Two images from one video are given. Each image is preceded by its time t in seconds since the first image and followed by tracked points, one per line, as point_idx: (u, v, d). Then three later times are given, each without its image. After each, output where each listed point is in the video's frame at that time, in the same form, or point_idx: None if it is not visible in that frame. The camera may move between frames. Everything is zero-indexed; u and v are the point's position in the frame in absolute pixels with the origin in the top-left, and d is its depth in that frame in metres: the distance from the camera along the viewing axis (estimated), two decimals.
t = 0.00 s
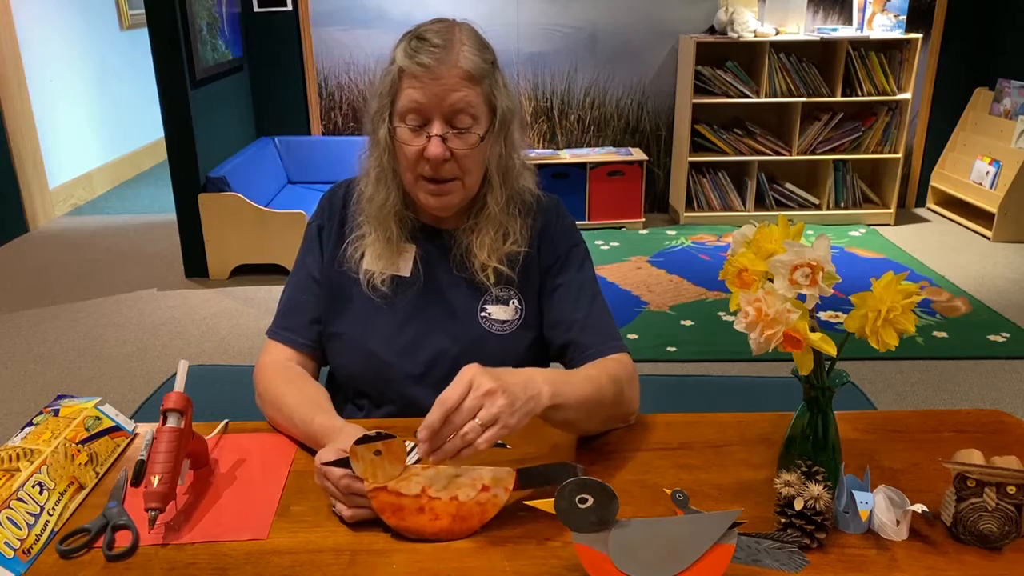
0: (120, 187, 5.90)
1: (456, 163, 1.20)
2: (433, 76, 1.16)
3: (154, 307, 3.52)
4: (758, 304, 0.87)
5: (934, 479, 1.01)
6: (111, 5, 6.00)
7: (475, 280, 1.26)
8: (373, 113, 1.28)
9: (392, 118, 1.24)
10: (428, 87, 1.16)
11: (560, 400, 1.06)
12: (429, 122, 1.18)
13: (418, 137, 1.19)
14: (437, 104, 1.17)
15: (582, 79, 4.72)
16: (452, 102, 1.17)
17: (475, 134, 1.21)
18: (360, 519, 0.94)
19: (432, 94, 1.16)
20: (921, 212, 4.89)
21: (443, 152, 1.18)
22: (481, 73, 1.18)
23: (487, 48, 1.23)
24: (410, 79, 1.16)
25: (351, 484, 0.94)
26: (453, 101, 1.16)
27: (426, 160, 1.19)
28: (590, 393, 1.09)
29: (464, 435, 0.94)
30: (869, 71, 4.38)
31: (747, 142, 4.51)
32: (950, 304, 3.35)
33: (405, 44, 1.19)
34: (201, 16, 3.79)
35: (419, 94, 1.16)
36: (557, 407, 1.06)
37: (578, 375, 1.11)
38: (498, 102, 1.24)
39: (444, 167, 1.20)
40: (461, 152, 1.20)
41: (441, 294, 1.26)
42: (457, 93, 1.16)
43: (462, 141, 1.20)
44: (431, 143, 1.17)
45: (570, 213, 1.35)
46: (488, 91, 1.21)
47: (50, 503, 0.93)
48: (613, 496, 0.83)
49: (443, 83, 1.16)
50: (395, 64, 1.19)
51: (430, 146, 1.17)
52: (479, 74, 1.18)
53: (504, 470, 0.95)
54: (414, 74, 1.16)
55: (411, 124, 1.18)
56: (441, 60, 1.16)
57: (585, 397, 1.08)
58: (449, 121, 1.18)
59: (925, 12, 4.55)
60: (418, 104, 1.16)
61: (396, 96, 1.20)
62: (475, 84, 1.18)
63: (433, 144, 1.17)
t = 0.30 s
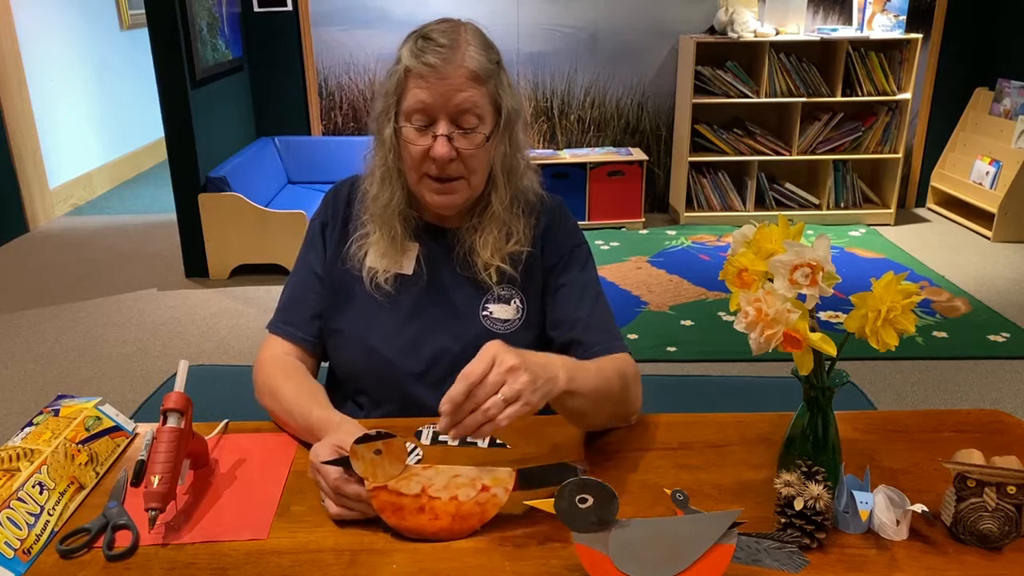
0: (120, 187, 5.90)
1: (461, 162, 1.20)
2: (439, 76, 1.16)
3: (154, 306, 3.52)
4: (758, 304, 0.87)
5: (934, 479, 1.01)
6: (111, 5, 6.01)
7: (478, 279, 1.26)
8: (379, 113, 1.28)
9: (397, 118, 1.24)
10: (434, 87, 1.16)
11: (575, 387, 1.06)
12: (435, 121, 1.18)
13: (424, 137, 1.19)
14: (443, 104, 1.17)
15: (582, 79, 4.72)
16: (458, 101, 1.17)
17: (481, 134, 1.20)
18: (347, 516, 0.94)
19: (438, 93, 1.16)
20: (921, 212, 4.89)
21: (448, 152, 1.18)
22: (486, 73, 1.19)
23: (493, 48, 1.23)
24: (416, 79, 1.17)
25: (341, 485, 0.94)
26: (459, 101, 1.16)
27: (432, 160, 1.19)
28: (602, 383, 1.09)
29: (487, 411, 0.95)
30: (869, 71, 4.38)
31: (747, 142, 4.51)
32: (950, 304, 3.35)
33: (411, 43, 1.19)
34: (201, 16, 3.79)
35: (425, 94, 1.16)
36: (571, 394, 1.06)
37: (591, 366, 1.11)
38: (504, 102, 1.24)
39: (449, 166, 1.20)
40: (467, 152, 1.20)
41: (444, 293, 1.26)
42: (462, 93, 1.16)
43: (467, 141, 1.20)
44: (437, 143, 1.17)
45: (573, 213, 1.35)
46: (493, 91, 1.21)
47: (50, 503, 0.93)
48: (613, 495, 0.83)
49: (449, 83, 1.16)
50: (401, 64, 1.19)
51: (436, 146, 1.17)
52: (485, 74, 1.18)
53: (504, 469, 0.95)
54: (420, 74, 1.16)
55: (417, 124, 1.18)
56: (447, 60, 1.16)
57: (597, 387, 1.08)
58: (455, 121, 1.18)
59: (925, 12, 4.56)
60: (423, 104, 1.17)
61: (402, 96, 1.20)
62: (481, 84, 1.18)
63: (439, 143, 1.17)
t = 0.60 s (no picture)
0: (120, 187, 5.90)
1: (465, 162, 1.20)
2: (442, 76, 1.16)
3: (154, 306, 3.52)
4: (758, 304, 0.87)
5: (934, 479, 1.01)
6: (111, 5, 6.01)
7: (480, 278, 1.27)
8: (380, 114, 1.29)
9: (399, 119, 1.24)
10: (438, 88, 1.16)
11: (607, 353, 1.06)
12: (439, 122, 1.18)
13: (427, 137, 1.19)
14: (446, 104, 1.17)
15: (582, 79, 4.72)
16: (461, 102, 1.17)
17: (484, 133, 1.20)
18: (313, 501, 0.97)
19: (441, 94, 1.16)
20: (921, 212, 4.89)
21: (452, 152, 1.17)
22: (488, 73, 1.19)
23: (493, 49, 1.24)
24: (419, 79, 1.17)
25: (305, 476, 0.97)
26: (462, 101, 1.16)
27: (436, 160, 1.18)
28: (628, 359, 1.10)
29: (548, 338, 0.93)
30: (869, 71, 4.38)
31: (747, 142, 4.51)
32: (950, 304, 3.35)
33: (413, 45, 1.19)
34: (201, 16, 3.78)
35: (428, 95, 1.16)
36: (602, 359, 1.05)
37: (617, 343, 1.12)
38: (506, 102, 1.24)
39: (452, 167, 1.20)
40: (471, 152, 1.20)
41: (445, 292, 1.26)
42: (465, 93, 1.16)
43: (471, 140, 1.19)
44: (440, 143, 1.17)
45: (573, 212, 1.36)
46: (495, 91, 1.22)
47: (50, 503, 0.93)
48: (613, 496, 0.83)
49: (452, 84, 1.16)
50: (403, 65, 1.19)
51: (440, 146, 1.17)
52: (487, 74, 1.19)
53: (504, 469, 0.95)
54: (423, 74, 1.16)
55: (420, 125, 1.18)
56: (450, 61, 1.16)
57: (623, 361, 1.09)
58: (458, 122, 1.18)
59: (925, 12, 4.56)
60: (427, 105, 1.16)
61: (404, 97, 1.20)
62: (483, 84, 1.18)
63: (443, 143, 1.17)
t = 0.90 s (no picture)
0: (119, 187, 5.90)
1: (455, 160, 1.20)
2: (428, 76, 1.16)
3: (154, 306, 3.52)
4: (758, 304, 0.87)
5: (934, 479, 1.01)
6: (111, 5, 6.01)
7: (475, 275, 1.26)
8: (370, 115, 1.30)
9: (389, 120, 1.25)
10: (424, 88, 1.16)
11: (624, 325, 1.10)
12: (428, 122, 1.18)
13: (417, 138, 1.19)
14: (434, 104, 1.17)
15: (582, 79, 4.72)
16: (448, 100, 1.17)
17: (473, 131, 1.21)
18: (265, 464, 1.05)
19: (428, 94, 1.16)
20: (921, 212, 4.89)
21: (442, 151, 1.18)
22: (474, 70, 1.19)
23: (478, 47, 1.24)
24: (405, 81, 1.17)
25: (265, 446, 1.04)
26: (449, 101, 1.17)
27: (427, 160, 1.19)
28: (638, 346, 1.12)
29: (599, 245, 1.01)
30: (869, 71, 4.38)
31: (747, 142, 4.51)
32: (950, 304, 3.35)
33: (397, 46, 1.20)
34: (201, 16, 3.79)
35: (415, 96, 1.16)
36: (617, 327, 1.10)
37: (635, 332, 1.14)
38: (493, 98, 1.25)
39: (443, 165, 1.20)
40: (461, 151, 1.20)
41: (441, 291, 1.26)
42: (452, 91, 1.17)
43: (460, 139, 1.20)
44: (430, 142, 1.17)
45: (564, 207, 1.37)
46: (482, 88, 1.22)
47: (50, 503, 0.94)
48: (613, 496, 0.83)
49: (438, 84, 1.16)
50: (389, 67, 1.20)
51: (430, 146, 1.17)
52: (473, 71, 1.19)
53: (504, 469, 0.95)
54: (409, 75, 1.16)
55: (409, 126, 1.18)
56: (435, 60, 1.16)
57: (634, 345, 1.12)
58: (446, 121, 1.19)
59: (925, 12, 4.56)
60: (415, 106, 1.17)
61: (392, 99, 1.21)
62: (469, 82, 1.19)
63: (433, 143, 1.17)
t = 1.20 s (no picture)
0: (119, 187, 5.90)
1: (439, 155, 1.20)
2: (401, 73, 1.16)
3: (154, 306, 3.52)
4: (758, 304, 0.87)
5: (934, 479, 1.01)
6: (111, 5, 6.00)
7: (474, 273, 1.26)
8: (355, 119, 1.30)
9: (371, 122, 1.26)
10: (399, 86, 1.16)
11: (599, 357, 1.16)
12: (407, 119, 1.18)
13: (398, 136, 1.18)
14: (411, 101, 1.17)
15: (582, 79, 4.72)
16: (425, 95, 1.17)
17: (453, 124, 1.21)
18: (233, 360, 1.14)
19: (405, 91, 1.16)
20: (921, 212, 4.89)
21: (424, 146, 1.18)
22: (448, 63, 1.19)
23: (454, 40, 1.24)
24: (381, 81, 1.17)
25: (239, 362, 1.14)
26: (426, 96, 1.17)
27: (409, 157, 1.18)
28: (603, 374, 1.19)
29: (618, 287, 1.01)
30: (869, 71, 4.38)
31: (747, 142, 4.51)
32: (950, 304, 3.35)
33: (373, 48, 1.20)
34: (201, 16, 3.79)
35: (393, 95, 1.16)
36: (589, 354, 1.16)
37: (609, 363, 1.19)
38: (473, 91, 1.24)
39: (427, 162, 1.20)
40: (443, 145, 1.20)
41: (440, 290, 1.25)
42: (427, 86, 1.17)
43: (440, 133, 1.19)
44: (411, 139, 1.17)
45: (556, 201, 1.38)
46: (459, 81, 1.22)
47: (50, 503, 0.93)
48: (613, 496, 0.83)
49: (412, 81, 1.16)
50: (366, 69, 1.20)
51: (410, 143, 1.17)
52: (448, 65, 1.19)
53: (504, 469, 0.95)
54: (384, 75, 1.16)
55: (390, 125, 1.18)
56: (407, 57, 1.17)
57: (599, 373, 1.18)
58: (425, 116, 1.18)
59: (925, 12, 4.56)
60: (393, 104, 1.17)
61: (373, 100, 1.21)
62: (444, 76, 1.19)
63: (413, 139, 1.17)
